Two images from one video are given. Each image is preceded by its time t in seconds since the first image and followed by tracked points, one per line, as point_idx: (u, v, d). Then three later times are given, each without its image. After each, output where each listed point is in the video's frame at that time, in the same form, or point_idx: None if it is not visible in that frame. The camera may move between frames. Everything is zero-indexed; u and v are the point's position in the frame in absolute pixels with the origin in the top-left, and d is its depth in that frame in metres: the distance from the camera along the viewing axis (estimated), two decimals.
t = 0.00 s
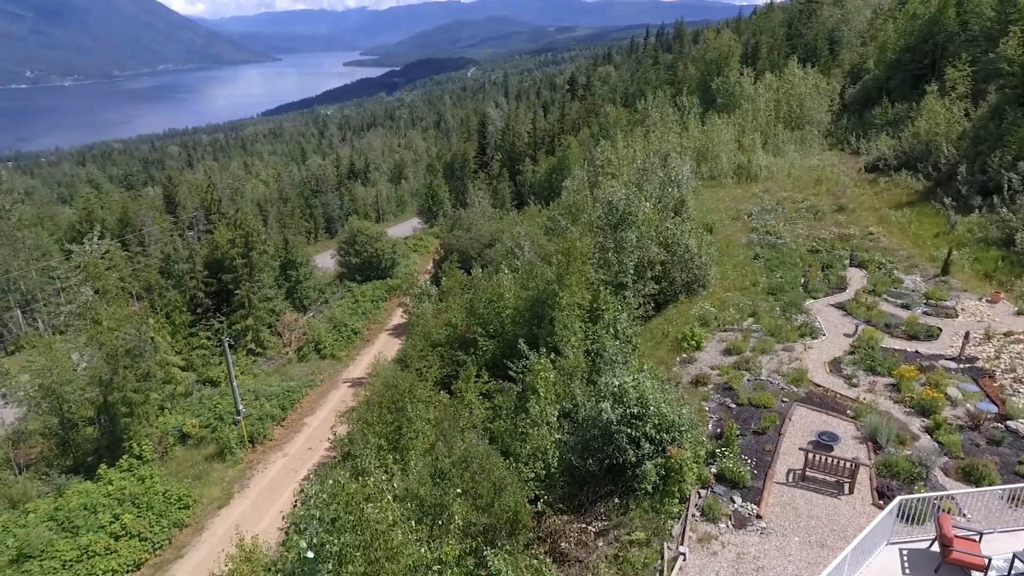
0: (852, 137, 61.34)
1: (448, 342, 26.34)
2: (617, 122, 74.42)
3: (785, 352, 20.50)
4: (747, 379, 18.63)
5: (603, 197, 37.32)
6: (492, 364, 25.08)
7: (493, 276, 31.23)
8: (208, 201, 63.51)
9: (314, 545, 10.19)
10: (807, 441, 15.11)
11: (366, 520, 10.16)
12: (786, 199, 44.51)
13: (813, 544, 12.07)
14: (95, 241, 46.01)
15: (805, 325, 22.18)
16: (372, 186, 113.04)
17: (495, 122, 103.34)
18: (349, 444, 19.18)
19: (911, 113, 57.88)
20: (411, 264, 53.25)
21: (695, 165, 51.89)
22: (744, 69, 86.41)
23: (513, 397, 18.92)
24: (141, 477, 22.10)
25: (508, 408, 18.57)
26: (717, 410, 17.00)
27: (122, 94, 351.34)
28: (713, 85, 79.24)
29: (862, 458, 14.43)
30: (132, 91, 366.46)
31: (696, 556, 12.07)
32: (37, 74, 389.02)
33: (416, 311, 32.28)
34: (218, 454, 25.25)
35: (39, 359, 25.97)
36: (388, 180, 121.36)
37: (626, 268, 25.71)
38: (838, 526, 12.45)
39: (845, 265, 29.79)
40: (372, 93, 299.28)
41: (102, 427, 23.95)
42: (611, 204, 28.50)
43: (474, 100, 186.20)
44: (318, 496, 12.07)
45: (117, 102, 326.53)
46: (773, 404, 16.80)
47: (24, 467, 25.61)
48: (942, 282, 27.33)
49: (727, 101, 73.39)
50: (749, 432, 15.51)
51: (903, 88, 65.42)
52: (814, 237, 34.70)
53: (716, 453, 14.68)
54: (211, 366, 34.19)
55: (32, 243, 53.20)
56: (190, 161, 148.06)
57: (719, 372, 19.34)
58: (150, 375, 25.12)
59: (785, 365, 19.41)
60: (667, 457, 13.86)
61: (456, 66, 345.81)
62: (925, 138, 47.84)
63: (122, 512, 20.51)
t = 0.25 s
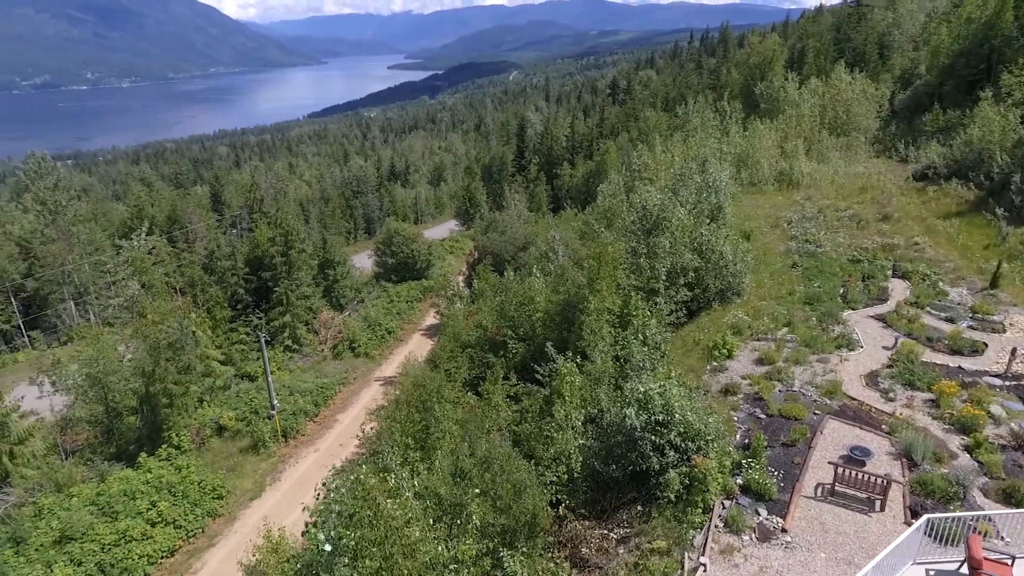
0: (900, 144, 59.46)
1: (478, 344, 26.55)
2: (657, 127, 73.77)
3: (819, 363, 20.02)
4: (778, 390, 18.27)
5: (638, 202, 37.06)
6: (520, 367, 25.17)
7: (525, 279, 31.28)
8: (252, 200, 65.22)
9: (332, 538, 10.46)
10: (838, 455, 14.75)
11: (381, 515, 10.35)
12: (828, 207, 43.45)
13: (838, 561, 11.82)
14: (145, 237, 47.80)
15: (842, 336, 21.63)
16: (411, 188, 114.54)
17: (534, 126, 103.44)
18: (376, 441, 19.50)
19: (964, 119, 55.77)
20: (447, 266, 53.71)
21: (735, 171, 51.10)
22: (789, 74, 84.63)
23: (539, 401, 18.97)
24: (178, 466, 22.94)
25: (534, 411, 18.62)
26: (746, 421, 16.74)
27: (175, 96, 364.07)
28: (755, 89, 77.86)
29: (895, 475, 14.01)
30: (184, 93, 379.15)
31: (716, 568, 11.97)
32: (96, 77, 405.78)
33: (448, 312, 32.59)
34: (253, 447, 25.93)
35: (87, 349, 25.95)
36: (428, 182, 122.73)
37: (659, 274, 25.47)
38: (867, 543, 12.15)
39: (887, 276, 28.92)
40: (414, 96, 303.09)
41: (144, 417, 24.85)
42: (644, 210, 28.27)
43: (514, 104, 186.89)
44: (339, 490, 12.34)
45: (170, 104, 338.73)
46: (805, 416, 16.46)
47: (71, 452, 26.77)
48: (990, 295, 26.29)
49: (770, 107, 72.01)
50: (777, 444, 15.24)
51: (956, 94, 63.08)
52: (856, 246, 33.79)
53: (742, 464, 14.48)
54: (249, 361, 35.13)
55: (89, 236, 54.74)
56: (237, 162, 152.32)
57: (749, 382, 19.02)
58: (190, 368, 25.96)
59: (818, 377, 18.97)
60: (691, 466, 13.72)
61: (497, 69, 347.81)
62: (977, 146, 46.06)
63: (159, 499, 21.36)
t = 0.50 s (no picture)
0: (953, 153, 57.34)
1: (510, 348, 26.66)
2: (698, 133, 72.80)
3: (856, 377, 19.49)
4: (813, 403, 17.86)
5: (675, 210, 36.66)
6: (551, 372, 25.16)
7: (558, 285, 31.25)
8: (294, 203, 66.80)
9: (353, 534, 10.71)
10: (872, 473, 14.36)
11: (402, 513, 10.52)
12: (874, 218, 42.20)
13: None
14: (192, 236, 49.43)
15: (882, 351, 21.01)
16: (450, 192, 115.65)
17: (573, 132, 103.31)
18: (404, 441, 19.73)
19: (1022, 128, 53.46)
20: (482, 270, 54.07)
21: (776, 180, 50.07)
22: (836, 80, 82.52)
23: (568, 407, 18.94)
24: (215, 460, 23.60)
25: (561, 417, 18.59)
26: (778, 434, 16.43)
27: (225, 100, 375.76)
28: (801, 96, 76.17)
29: (931, 496, 13.57)
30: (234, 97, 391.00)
31: None
32: (152, 81, 421.95)
33: (481, 316, 32.80)
34: (287, 444, 26.57)
35: (133, 344, 26.55)
36: (467, 187, 123.71)
37: (693, 282, 25.14)
38: (898, 565, 11.83)
39: (932, 290, 27.95)
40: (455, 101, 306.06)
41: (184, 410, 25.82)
42: (680, 217, 27.93)
43: (554, 110, 186.91)
44: (362, 488, 12.64)
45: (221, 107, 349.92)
46: (839, 432, 16.07)
47: (116, 442, 28.01)
48: None
49: (816, 114, 70.32)
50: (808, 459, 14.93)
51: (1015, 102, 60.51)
52: (901, 258, 32.74)
53: (770, 479, 14.25)
54: (287, 359, 35.98)
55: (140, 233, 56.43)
56: (283, 165, 156.23)
57: (782, 395, 18.64)
58: (229, 364, 26.73)
59: (855, 392, 18.46)
60: (718, 478, 13.54)
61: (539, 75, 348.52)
62: None
63: (195, 491, 22.01)
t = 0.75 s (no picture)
0: (1009, 165, 55.12)
1: (542, 355, 26.72)
2: (740, 142, 71.70)
3: (897, 394, 18.93)
4: (850, 420, 17.41)
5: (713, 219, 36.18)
6: (582, 381, 25.13)
7: (592, 293, 31.14)
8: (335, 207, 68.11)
9: (379, 534, 11.08)
10: (910, 493, 13.92)
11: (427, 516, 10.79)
12: (921, 230, 40.88)
13: None
14: (236, 238, 50.91)
15: (924, 368, 20.35)
16: (488, 199, 116.40)
17: (612, 140, 102.86)
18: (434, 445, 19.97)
19: None
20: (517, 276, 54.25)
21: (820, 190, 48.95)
22: (886, 88, 80.23)
23: (597, 416, 18.90)
24: (250, 457, 24.24)
25: (590, 426, 18.58)
26: (812, 450, 16.08)
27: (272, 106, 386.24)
28: (848, 105, 74.31)
29: (972, 519, 13.09)
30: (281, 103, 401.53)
31: None
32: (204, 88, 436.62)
33: (514, 322, 32.92)
34: (320, 443, 27.12)
35: (178, 341, 27.36)
36: (505, 194, 124.35)
37: (729, 293, 24.76)
38: None
39: (981, 307, 26.94)
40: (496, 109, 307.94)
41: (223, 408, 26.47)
42: (717, 227, 27.55)
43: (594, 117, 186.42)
44: (387, 489, 12.99)
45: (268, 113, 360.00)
46: (876, 450, 15.63)
47: (158, 436, 28.85)
48: None
49: (863, 123, 68.49)
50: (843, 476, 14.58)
51: None
52: (949, 273, 31.63)
53: (802, 495, 13.97)
54: (323, 360, 36.74)
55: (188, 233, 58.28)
56: (326, 170, 159.45)
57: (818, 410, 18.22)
58: (267, 364, 27.41)
59: (894, 409, 17.94)
60: (748, 493, 13.31)
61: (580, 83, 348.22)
62: None
63: (230, 487, 22.62)
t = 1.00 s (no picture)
0: None
1: (573, 364, 26.64)
2: (782, 152, 70.39)
3: (941, 414, 18.28)
4: (891, 439, 16.88)
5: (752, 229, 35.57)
6: (613, 391, 24.96)
7: (626, 303, 30.90)
8: (374, 213, 69.15)
9: (406, 539, 11.25)
10: (953, 517, 13.42)
11: (454, 522, 10.90)
12: (971, 244, 39.43)
13: None
14: (277, 242, 52.15)
15: (971, 387, 19.60)
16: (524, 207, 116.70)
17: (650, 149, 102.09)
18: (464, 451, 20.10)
19: None
20: (551, 285, 54.18)
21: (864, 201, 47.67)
22: (936, 98, 77.78)
23: (627, 427, 18.76)
24: (284, 457, 24.80)
25: (620, 437, 18.45)
26: (850, 469, 15.66)
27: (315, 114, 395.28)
28: (896, 115, 72.26)
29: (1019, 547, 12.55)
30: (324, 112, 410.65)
31: None
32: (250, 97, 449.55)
33: (547, 330, 32.87)
34: (352, 446, 27.51)
35: (218, 342, 28.13)
36: (542, 202, 124.53)
37: (766, 305, 24.27)
38: None
39: None
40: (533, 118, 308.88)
41: (260, 409, 27.13)
42: (756, 237, 27.07)
43: (633, 126, 185.37)
44: (415, 494, 13.16)
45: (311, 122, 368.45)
46: (917, 471, 15.13)
47: (197, 435, 29.74)
48: None
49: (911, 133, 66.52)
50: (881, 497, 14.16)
51: None
52: (1000, 289, 30.41)
53: (838, 515, 13.62)
54: (358, 364, 37.29)
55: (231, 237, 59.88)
56: (366, 177, 162.22)
57: (857, 427, 17.72)
58: (303, 366, 27.97)
59: (938, 429, 17.32)
60: (782, 510, 13.03)
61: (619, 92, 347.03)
62: None
63: (264, 486, 23.13)
